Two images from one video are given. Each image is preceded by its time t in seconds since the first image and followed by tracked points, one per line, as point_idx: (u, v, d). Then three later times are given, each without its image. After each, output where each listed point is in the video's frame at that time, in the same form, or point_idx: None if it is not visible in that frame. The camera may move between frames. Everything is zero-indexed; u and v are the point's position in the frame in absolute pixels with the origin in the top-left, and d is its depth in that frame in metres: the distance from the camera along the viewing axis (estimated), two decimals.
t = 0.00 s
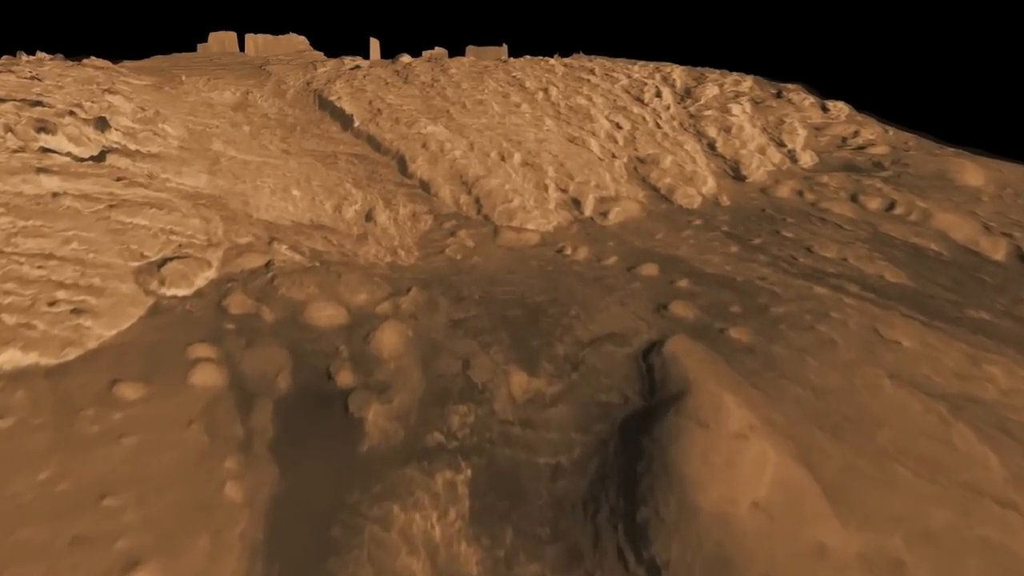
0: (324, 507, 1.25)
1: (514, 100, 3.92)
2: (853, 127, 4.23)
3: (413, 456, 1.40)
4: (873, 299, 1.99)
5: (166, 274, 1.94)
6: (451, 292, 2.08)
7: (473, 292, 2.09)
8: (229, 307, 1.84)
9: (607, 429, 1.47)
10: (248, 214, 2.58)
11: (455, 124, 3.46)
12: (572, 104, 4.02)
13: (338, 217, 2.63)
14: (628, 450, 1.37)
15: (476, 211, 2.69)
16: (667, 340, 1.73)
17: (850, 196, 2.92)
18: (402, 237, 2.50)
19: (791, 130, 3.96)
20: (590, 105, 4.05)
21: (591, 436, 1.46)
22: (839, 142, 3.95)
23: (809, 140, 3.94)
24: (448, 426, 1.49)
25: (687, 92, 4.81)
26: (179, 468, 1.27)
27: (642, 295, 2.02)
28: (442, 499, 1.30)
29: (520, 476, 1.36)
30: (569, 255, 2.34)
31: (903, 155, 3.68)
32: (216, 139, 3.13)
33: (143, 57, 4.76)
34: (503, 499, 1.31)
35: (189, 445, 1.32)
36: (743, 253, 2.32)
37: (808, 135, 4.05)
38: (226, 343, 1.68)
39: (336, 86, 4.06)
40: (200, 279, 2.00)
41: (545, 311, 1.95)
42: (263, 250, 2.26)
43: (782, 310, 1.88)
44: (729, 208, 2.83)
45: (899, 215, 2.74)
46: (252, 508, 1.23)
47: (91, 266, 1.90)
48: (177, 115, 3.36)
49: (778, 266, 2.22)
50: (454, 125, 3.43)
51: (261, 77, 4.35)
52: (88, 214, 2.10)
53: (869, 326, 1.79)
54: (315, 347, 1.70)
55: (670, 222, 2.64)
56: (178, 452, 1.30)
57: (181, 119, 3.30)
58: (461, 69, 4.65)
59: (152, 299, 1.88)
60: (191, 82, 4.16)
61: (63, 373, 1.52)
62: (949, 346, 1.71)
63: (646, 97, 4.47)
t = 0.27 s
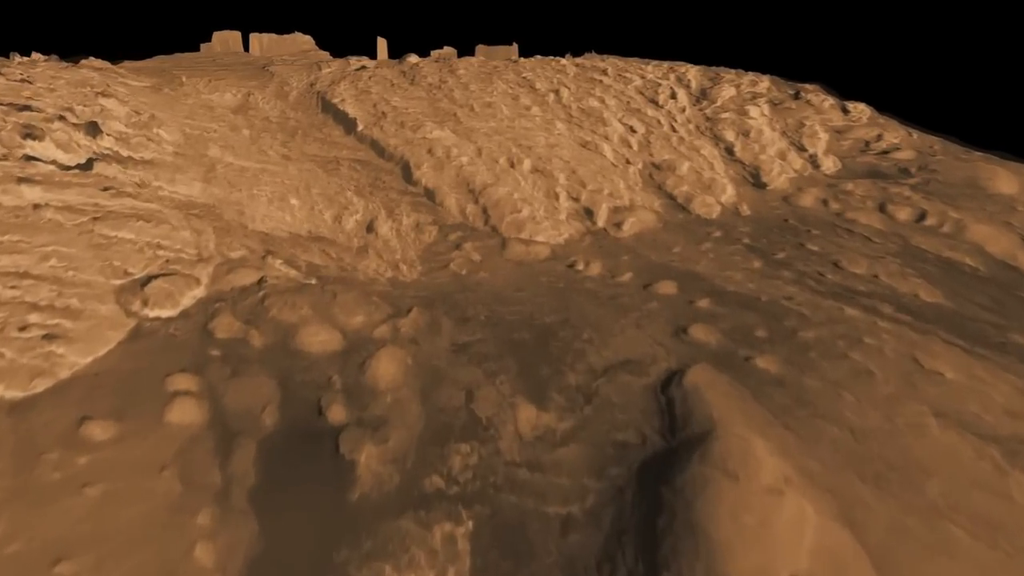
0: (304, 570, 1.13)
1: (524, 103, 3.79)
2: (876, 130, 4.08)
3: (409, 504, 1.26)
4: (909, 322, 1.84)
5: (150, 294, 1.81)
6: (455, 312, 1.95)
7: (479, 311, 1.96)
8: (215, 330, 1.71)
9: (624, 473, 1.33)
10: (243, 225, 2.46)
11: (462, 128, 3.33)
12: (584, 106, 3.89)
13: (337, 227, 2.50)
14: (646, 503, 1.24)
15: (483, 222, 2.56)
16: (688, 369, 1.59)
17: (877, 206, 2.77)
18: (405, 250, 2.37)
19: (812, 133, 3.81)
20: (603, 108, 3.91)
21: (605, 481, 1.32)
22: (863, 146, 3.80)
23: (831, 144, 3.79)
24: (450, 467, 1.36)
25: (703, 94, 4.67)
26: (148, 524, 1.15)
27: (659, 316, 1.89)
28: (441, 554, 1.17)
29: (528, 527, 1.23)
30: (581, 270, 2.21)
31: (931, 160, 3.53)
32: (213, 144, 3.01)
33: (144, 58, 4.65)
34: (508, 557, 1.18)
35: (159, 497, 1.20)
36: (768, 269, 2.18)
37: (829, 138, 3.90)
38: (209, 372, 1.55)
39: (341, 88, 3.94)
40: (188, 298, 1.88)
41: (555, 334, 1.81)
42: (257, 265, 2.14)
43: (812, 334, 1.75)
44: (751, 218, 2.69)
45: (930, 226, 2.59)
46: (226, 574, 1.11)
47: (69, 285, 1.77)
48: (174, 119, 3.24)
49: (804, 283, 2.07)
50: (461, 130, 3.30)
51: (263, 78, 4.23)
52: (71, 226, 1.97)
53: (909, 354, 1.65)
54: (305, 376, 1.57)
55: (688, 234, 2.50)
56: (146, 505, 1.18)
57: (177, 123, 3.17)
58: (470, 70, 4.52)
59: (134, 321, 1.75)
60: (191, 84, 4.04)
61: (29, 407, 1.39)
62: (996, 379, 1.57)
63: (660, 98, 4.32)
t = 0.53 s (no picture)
0: None
1: (537, 106, 3.64)
2: (904, 134, 3.90)
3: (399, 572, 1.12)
4: (954, 353, 1.69)
5: (128, 318, 1.67)
6: (459, 338, 1.80)
7: (484, 336, 1.81)
8: (195, 361, 1.57)
9: (642, 533, 1.19)
10: (236, 238, 2.32)
11: (471, 133, 3.19)
12: (599, 110, 3.74)
13: (336, 240, 2.36)
14: None
15: (490, 234, 2.41)
16: (713, 410, 1.44)
17: (911, 217, 2.61)
18: (408, 266, 2.23)
19: (837, 137, 3.64)
20: (618, 111, 3.76)
21: (621, 543, 1.17)
22: (890, 151, 3.63)
23: (857, 149, 3.62)
24: (447, 524, 1.21)
25: (722, 96, 4.50)
26: None
27: (680, 344, 1.73)
28: None
29: None
30: (595, 289, 2.05)
31: (964, 166, 3.35)
32: (210, 149, 2.87)
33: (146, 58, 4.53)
34: None
35: (115, 566, 1.07)
36: (797, 289, 2.02)
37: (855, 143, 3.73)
38: (185, 411, 1.40)
39: (346, 90, 3.80)
40: (169, 323, 1.74)
41: (567, 365, 1.66)
42: (247, 283, 2.00)
43: (848, 368, 1.59)
44: (775, 231, 2.53)
45: (969, 240, 2.43)
46: None
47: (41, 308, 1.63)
48: (170, 123, 3.11)
49: (837, 306, 1.92)
50: (470, 135, 3.15)
51: (267, 80, 4.10)
52: (48, 242, 1.83)
53: (957, 393, 1.50)
54: (291, 415, 1.43)
55: (709, 249, 2.34)
56: None
57: (173, 127, 3.04)
58: (481, 71, 4.37)
59: (109, 349, 1.61)
60: (192, 86, 3.91)
61: None
62: None
63: (677, 101, 4.16)
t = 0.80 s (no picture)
0: None
1: (549, 108, 3.50)
2: (932, 138, 3.75)
3: None
4: (1001, 385, 1.54)
5: (103, 344, 1.54)
6: (460, 364, 1.67)
7: (489, 363, 1.68)
8: (173, 393, 1.44)
9: None
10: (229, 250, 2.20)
11: (480, 138, 3.06)
12: (614, 112, 3.60)
13: (335, 252, 2.23)
14: None
15: (497, 247, 2.28)
16: (738, 454, 1.30)
17: (944, 230, 2.46)
18: (410, 282, 2.10)
19: (863, 141, 3.49)
20: (634, 114, 3.62)
21: None
22: (918, 156, 3.48)
23: (884, 154, 3.47)
24: None
25: (741, 97, 4.35)
26: None
27: (700, 374, 1.60)
28: None
29: None
30: (608, 309, 1.92)
31: (997, 173, 3.20)
32: (207, 155, 2.75)
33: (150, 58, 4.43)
34: None
35: None
36: (826, 310, 1.88)
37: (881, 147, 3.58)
38: (157, 452, 1.28)
39: (351, 92, 3.67)
40: (148, 350, 1.61)
41: (577, 398, 1.53)
42: (237, 301, 1.87)
43: (886, 404, 1.45)
44: (801, 244, 2.39)
45: (1007, 255, 2.28)
46: None
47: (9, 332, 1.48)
48: (168, 127, 2.99)
49: (870, 330, 1.77)
50: (479, 140, 3.03)
51: (272, 81, 3.98)
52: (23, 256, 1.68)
53: (1008, 435, 1.36)
54: (273, 457, 1.30)
55: (729, 265, 2.20)
56: None
57: (170, 132, 2.92)
58: (492, 71, 4.24)
59: (80, 380, 1.47)
60: (194, 87, 3.80)
61: None
62: None
63: (695, 103, 4.02)
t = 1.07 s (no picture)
0: None
1: (563, 111, 3.37)
2: (963, 142, 3.58)
3: None
4: None
5: (71, 374, 1.42)
6: (460, 395, 1.54)
7: (491, 394, 1.55)
8: (143, 431, 1.32)
9: None
10: (220, 265, 2.08)
11: (489, 143, 2.93)
12: (630, 116, 3.46)
13: (332, 266, 2.11)
14: None
15: (505, 260, 2.14)
16: (765, 509, 1.17)
17: (982, 244, 2.31)
18: (410, 300, 1.97)
19: (891, 145, 3.33)
20: (651, 117, 3.48)
21: None
22: (949, 162, 3.32)
23: (913, 160, 3.31)
24: None
25: (762, 99, 4.20)
26: None
27: (722, 410, 1.46)
28: None
29: None
30: (622, 332, 1.78)
31: None
32: (204, 161, 2.64)
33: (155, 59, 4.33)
34: None
35: None
36: (858, 335, 1.73)
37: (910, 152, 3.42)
38: (118, 502, 1.16)
39: (358, 94, 3.55)
40: (121, 380, 1.48)
41: (586, 436, 1.39)
42: (223, 322, 1.75)
43: (930, 448, 1.31)
44: (828, 259, 2.24)
45: None
46: None
47: None
48: (166, 131, 2.88)
49: (907, 359, 1.63)
50: (489, 145, 2.90)
51: (278, 82, 3.87)
52: None
53: None
54: (248, 507, 1.18)
55: (752, 282, 2.06)
56: None
57: (167, 136, 2.81)
58: (505, 72, 4.11)
59: (43, 415, 1.35)
60: (197, 89, 3.69)
61: None
62: None
63: (715, 105, 3.87)
